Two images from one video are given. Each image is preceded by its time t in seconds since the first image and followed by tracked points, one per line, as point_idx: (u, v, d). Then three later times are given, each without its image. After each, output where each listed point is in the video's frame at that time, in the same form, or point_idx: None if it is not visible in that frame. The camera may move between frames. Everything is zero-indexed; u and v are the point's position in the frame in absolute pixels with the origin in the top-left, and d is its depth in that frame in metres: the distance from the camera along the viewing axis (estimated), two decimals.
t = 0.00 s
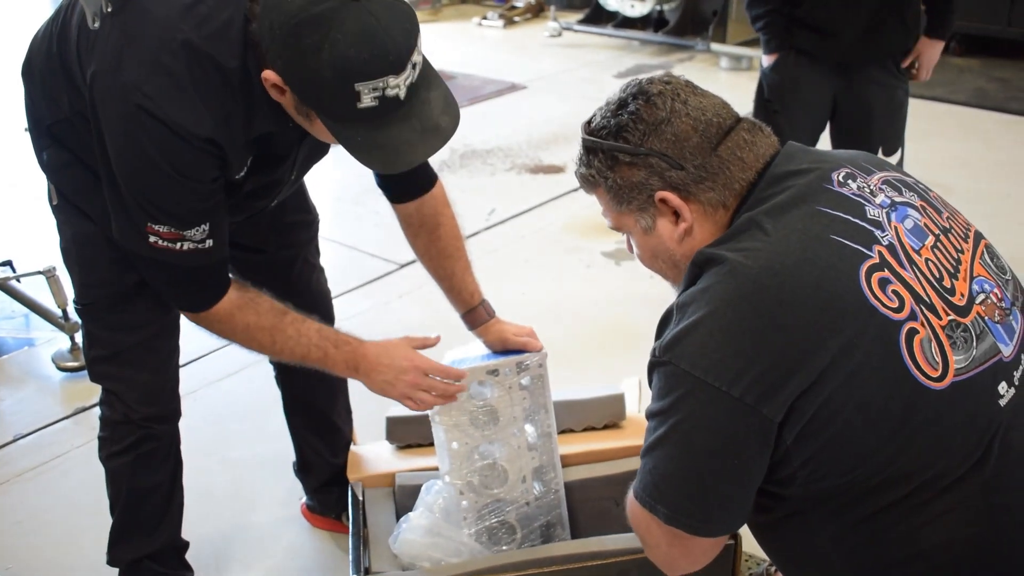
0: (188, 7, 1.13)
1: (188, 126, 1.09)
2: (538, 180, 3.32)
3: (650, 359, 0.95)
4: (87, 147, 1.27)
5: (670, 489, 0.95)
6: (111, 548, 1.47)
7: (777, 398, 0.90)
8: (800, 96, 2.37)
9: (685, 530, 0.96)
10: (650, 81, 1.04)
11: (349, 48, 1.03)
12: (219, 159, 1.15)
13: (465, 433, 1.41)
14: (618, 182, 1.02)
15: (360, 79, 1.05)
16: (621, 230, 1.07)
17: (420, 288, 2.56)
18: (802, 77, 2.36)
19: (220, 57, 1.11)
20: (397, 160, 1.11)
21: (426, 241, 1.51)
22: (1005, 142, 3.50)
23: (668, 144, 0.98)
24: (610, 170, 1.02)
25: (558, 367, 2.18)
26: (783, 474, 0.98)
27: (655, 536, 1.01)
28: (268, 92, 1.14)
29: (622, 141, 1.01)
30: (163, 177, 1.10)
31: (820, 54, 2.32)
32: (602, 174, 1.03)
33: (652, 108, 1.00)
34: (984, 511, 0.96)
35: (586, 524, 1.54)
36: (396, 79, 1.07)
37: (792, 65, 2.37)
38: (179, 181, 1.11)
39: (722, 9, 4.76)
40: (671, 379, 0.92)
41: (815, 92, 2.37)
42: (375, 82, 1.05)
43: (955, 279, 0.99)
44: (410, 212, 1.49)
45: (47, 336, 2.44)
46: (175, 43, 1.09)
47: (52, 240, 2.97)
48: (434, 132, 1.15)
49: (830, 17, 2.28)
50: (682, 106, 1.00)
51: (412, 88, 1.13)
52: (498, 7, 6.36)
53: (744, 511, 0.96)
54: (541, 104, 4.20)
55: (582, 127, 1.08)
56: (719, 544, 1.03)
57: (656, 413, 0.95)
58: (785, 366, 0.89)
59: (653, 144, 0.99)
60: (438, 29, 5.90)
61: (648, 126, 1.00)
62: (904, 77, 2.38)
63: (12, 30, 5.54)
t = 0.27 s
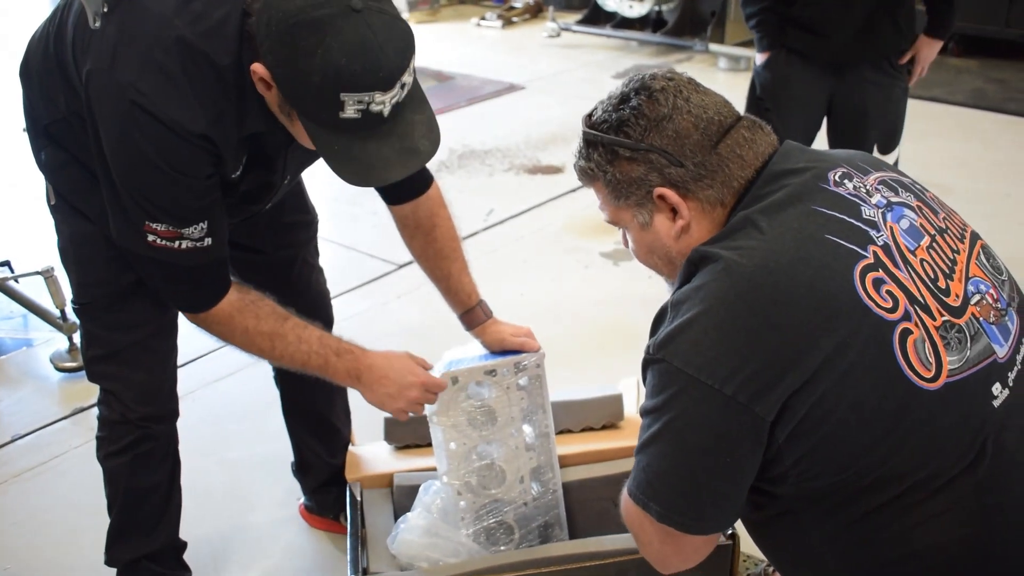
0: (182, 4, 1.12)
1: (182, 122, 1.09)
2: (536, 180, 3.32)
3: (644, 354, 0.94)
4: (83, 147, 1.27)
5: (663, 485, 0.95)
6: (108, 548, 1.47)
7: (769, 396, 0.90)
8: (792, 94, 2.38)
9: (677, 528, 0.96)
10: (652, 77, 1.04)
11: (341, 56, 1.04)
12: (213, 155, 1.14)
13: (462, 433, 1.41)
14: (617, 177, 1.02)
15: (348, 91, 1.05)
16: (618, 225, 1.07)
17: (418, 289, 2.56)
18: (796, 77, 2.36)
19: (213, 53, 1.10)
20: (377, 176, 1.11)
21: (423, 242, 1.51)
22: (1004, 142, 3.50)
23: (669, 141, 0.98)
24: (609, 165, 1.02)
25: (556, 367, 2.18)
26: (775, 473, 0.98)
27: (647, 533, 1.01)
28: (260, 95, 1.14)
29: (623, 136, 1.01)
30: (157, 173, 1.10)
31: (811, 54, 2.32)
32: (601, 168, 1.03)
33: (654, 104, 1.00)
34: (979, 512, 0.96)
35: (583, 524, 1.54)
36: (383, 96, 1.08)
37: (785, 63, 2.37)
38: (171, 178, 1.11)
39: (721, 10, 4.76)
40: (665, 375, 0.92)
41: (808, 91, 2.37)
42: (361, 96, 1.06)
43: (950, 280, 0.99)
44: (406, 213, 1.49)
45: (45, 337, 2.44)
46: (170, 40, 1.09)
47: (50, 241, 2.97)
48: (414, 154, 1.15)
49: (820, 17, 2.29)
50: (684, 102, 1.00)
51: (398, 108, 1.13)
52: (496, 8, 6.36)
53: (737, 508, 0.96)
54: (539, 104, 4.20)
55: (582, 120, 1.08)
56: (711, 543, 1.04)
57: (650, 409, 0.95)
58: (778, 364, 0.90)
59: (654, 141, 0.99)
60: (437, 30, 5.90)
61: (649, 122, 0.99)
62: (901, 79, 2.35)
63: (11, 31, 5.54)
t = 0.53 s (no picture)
0: (180, 4, 1.12)
1: (181, 122, 1.09)
2: (535, 181, 3.32)
3: (643, 355, 0.95)
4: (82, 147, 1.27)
5: (663, 486, 0.95)
6: (107, 548, 1.47)
7: (767, 394, 0.90)
8: (787, 92, 2.39)
9: (677, 527, 0.96)
10: (640, 83, 1.05)
11: (346, 56, 1.04)
12: (211, 156, 1.15)
13: (462, 433, 1.41)
14: (613, 184, 1.02)
15: (353, 89, 1.05)
16: (619, 231, 1.08)
17: (417, 289, 2.56)
18: (793, 77, 2.37)
19: (211, 53, 1.11)
20: (380, 175, 1.11)
21: (422, 242, 1.51)
22: (1003, 142, 3.50)
23: (660, 144, 0.99)
24: (604, 173, 1.03)
25: (555, 367, 2.18)
26: (774, 472, 0.98)
27: (647, 533, 1.01)
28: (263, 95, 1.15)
29: (615, 143, 1.01)
30: (154, 173, 1.10)
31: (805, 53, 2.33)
32: (597, 177, 1.04)
33: (642, 108, 1.01)
34: (979, 512, 0.96)
35: (583, 524, 1.54)
36: (388, 94, 1.08)
37: (781, 62, 2.37)
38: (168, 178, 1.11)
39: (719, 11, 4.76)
40: (663, 374, 0.92)
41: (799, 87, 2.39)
42: (367, 93, 1.06)
43: (950, 280, 0.99)
44: (405, 213, 1.49)
45: (44, 337, 2.44)
46: (170, 39, 1.09)
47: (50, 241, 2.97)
48: (420, 150, 1.15)
49: (818, 17, 2.29)
50: (672, 105, 1.01)
51: (402, 104, 1.13)
52: (495, 8, 6.36)
53: (735, 504, 0.96)
54: (538, 105, 4.20)
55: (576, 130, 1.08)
56: (708, 542, 1.04)
57: (649, 410, 0.95)
58: (776, 362, 0.90)
59: (645, 145, 0.99)
60: (437, 30, 5.90)
61: (639, 127, 1.00)
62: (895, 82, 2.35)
63: (9, 33, 5.54)
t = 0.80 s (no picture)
0: (180, 6, 1.12)
1: (179, 126, 1.09)
2: (534, 180, 3.32)
3: (643, 359, 0.95)
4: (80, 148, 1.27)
5: (663, 489, 0.95)
6: (106, 549, 1.47)
7: (768, 397, 0.90)
8: (790, 93, 2.38)
9: (678, 530, 0.97)
10: (641, 84, 1.04)
11: (348, 59, 1.04)
12: (209, 160, 1.15)
13: (460, 433, 1.41)
14: (611, 186, 1.02)
15: (354, 93, 1.05)
16: (618, 232, 1.08)
17: (416, 289, 2.56)
18: (795, 76, 2.36)
19: (210, 55, 1.10)
20: (379, 179, 1.11)
21: (420, 241, 1.51)
22: (1002, 142, 3.50)
23: (659, 148, 0.99)
24: (603, 174, 1.03)
25: (553, 367, 2.18)
26: (774, 474, 0.98)
27: (649, 536, 1.01)
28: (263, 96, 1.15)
29: (614, 145, 1.02)
30: (151, 177, 1.10)
31: (809, 52, 2.31)
32: (595, 178, 1.04)
33: (642, 111, 1.01)
34: (978, 513, 0.96)
35: (582, 524, 1.54)
36: (389, 97, 1.08)
37: (783, 63, 2.36)
38: (166, 181, 1.12)
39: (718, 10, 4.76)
40: (664, 377, 0.93)
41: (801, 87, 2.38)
42: (368, 98, 1.06)
43: (949, 280, 0.99)
44: (403, 213, 1.49)
45: (44, 337, 2.44)
46: (169, 43, 1.09)
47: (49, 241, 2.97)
48: (420, 154, 1.15)
49: (821, 15, 2.28)
50: (673, 109, 1.00)
51: (403, 108, 1.13)
52: (494, 7, 6.36)
53: (736, 512, 0.97)
54: (536, 104, 4.19)
55: (576, 129, 1.08)
56: (712, 544, 1.04)
57: (649, 412, 0.95)
58: (776, 365, 0.90)
59: (645, 148, 0.99)
60: (435, 30, 5.90)
61: (639, 130, 1.00)
62: (893, 81, 2.40)
63: (6, 32, 5.54)
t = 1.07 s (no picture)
0: (180, 5, 1.13)
1: (180, 126, 1.09)
2: (532, 180, 3.32)
3: (644, 358, 0.95)
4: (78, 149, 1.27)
5: (663, 488, 0.95)
6: (105, 550, 1.47)
7: (768, 396, 0.90)
8: (791, 92, 2.38)
9: (679, 529, 0.96)
10: (640, 84, 1.04)
11: (353, 61, 1.04)
12: (208, 160, 1.15)
13: (459, 432, 1.41)
14: (610, 186, 1.02)
15: (358, 95, 1.05)
16: (617, 232, 1.08)
17: (414, 289, 2.55)
18: (795, 75, 2.36)
19: (210, 55, 1.11)
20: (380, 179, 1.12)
21: (419, 241, 1.51)
22: (1001, 141, 3.50)
23: (659, 147, 0.99)
24: (602, 174, 1.03)
25: (551, 367, 2.18)
26: (775, 474, 0.98)
27: (649, 535, 1.01)
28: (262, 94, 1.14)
29: (614, 144, 1.01)
30: (150, 177, 1.10)
31: (810, 51, 2.31)
32: (594, 178, 1.04)
33: (642, 111, 1.00)
34: (977, 511, 0.95)
35: (581, 524, 1.54)
36: (392, 100, 1.08)
37: (782, 63, 2.36)
38: (166, 182, 1.12)
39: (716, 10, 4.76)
40: (664, 377, 0.93)
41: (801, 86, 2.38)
42: (371, 100, 1.06)
43: (949, 279, 0.99)
44: (401, 213, 1.48)
45: (42, 338, 2.44)
46: (169, 42, 1.09)
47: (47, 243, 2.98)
48: (420, 156, 1.15)
49: (821, 15, 2.28)
50: (673, 108, 1.00)
51: (405, 111, 1.13)
52: (492, 8, 6.36)
53: (735, 513, 0.97)
54: (535, 104, 4.19)
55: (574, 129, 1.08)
56: (712, 544, 1.04)
57: (649, 412, 0.95)
58: (776, 365, 0.90)
59: (644, 148, 0.99)
60: (433, 30, 5.90)
61: (638, 129, 1.00)
62: (893, 82, 2.40)
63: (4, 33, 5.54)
